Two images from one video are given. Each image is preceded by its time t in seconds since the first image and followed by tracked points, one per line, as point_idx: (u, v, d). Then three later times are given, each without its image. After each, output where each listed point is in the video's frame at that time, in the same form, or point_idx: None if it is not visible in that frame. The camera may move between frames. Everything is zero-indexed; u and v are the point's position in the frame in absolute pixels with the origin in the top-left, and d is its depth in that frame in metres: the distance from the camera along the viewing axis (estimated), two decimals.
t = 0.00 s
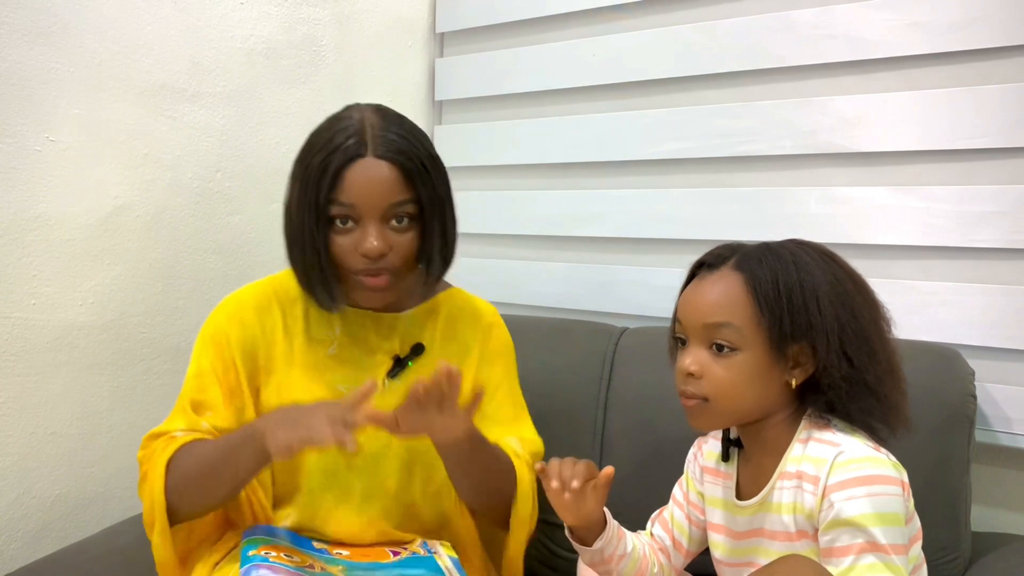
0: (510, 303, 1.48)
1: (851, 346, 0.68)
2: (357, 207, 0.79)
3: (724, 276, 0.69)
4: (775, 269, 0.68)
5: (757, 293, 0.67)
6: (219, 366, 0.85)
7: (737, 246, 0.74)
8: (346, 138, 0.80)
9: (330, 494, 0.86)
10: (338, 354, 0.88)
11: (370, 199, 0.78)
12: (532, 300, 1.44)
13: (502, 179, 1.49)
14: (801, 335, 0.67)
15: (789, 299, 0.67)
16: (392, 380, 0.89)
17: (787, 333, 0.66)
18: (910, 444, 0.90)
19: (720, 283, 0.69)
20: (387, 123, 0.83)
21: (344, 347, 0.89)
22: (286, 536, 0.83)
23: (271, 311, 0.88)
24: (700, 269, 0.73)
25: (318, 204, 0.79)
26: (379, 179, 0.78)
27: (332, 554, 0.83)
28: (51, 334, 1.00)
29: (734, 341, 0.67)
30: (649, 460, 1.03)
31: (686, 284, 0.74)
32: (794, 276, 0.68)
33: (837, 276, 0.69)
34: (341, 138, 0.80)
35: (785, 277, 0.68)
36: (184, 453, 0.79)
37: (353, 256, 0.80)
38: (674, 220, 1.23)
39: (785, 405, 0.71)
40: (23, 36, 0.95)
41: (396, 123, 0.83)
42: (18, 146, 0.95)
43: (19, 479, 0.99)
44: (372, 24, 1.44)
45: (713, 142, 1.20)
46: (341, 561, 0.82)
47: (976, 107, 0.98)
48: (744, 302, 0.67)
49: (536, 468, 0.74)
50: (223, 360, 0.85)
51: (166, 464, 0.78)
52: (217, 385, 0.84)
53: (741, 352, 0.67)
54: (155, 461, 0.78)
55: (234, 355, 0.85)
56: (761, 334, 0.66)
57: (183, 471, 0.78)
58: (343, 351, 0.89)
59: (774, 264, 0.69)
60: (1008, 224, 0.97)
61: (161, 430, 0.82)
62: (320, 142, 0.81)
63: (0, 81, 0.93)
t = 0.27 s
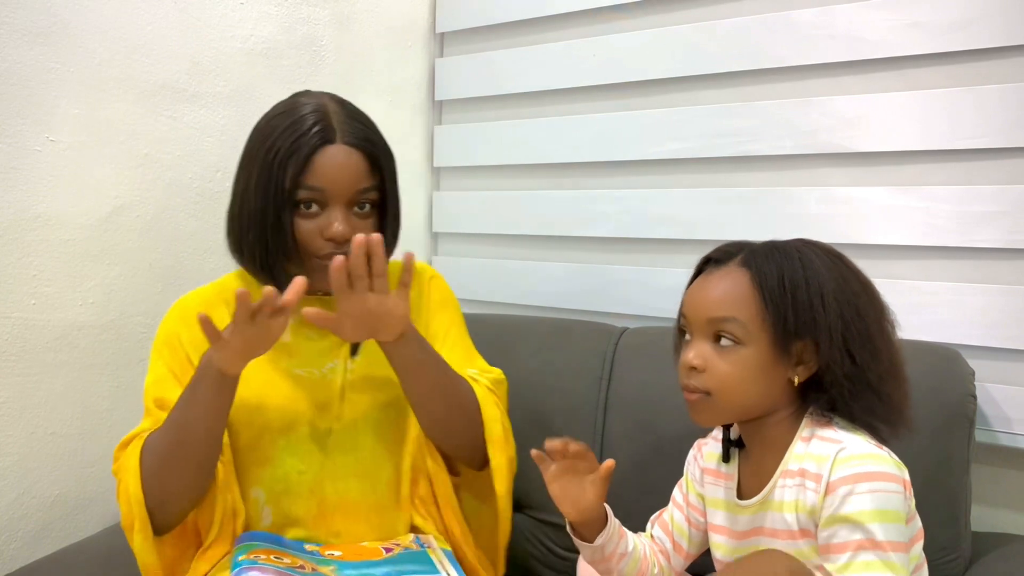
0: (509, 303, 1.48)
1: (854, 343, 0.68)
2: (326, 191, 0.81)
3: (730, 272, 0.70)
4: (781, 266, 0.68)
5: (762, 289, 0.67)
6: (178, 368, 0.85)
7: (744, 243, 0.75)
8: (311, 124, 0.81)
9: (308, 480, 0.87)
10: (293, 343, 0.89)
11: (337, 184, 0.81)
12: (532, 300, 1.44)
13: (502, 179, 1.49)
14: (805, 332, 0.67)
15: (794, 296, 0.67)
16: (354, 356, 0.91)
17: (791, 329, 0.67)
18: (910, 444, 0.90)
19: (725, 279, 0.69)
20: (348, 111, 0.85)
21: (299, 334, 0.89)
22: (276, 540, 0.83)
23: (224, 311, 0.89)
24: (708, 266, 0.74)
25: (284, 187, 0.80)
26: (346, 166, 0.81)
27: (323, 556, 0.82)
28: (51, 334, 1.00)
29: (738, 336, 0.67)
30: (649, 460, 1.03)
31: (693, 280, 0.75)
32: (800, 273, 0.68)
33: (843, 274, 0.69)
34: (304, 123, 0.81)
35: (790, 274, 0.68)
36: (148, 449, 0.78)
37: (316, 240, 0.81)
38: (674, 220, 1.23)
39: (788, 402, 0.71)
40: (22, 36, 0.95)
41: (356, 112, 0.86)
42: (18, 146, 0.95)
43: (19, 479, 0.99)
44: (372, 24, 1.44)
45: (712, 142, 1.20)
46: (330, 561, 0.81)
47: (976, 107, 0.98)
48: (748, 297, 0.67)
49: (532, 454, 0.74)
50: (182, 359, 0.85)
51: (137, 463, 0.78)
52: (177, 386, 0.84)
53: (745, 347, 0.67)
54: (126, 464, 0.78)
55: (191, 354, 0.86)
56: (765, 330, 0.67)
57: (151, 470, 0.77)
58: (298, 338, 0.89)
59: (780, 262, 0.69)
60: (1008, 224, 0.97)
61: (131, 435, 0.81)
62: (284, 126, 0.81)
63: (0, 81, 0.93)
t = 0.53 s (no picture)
0: (509, 303, 1.48)
1: (850, 344, 0.67)
2: (294, 202, 0.80)
3: (728, 275, 0.70)
4: (778, 268, 0.68)
5: (758, 291, 0.68)
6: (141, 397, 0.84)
7: (745, 244, 0.75)
8: (279, 134, 0.81)
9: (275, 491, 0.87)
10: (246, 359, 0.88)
11: (307, 196, 0.80)
12: (532, 300, 1.44)
13: (502, 179, 1.49)
14: (802, 334, 0.67)
15: (789, 298, 0.67)
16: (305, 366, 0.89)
17: (788, 331, 0.66)
18: (909, 444, 0.90)
19: (723, 281, 0.69)
20: (312, 123, 0.85)
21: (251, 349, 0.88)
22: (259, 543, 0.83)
23: (174, 337, 0.87)
24: (709, 268, 0.74)
25: (252, 197, 0.79)
26: (316, 178, 0.81)
27: (307, 553, 0.83)
28: (51, 334, 1.00)
29: (735, 339, 0.67)
30: (649, 460, 1.03)
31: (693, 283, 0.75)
32: (796, 275, 0.68)
33: (840, 275, 0.69)
34: (271, 133, 0.80)
35: (786, 276, 0.68)
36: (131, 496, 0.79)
37: (284, 251, 0.81)
38: (674, 220, 1.23)
39: (789, 403, 0.71)
40: (22, 36, 0.94)
41: (320, 124, 0.86)
42: (18, 146, 0.95)
43: (19, 479, 0.99)
44: (372, 24, 1.44)
45: (712, 142, 1.20)
46: (314, 557, 0.82)
47: (976, 107, 0.98)
48: (745, 299, 0.67)
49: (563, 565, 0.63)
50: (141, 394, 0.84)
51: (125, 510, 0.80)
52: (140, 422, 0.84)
53: (742, 349, 0.67)
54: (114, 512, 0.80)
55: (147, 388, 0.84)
56: (762, 332, 0.67)
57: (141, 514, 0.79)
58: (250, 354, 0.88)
59: (777, 264, 0.69)
60: (1008, 224, 0.97)
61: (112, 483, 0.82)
62: (250, 135, 0.80)
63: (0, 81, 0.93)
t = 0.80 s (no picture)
0: (509, 303, 1.48)
1: (843, 348, 0.67)
2: (282, 224, 0.80)
3: (723, 276, 0.70)
4: (772, 271, 0.68)
5: (752, 294, 0.68)
6: (123, 428, 0.85)
7: (742, 246, 0.75)
8: (267, 155, 0.80)
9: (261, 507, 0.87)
10: (226, 381, 0.88)
11: (295, 218, 0.81)
12: (531, 300, 1.44)
13: (502, 179, 1.49)
14: (795, 337, 0.67)
15: (784, 301, 0.67)
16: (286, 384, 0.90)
17: (782, 334, 0.67)
18: (909, 444, 0.90)
19: (719, 283, 0.69)
20: (299, 143, 0.85)
21: (231, 370, 0.89)
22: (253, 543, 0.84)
23: (151, 363, 0.87)
24: (705, 268, 0.74)
25: (239, 219, 0.78)
26: (304, 201, 0.81)
27: (302, 552, 0.83)
28: (51, 334, 1.00)
29: (730, 341, 0.67)
30: (648, 461, 1.03)
31: (689, 284, 0.75)
32: (790, 278, 0.68)
33: (834, 279, 0.69)
34: (259, 155, 0.80)
35: (781, 279, 0.68)
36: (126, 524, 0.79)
37: (268, 272, 0.80)
38: (674, 220, 1.23)
39: (782, 403, 0.71)
40: (22, 36, 0.95)
41: (306, 144, 0.86)
42: (18, 146, 0.95)
43: (19, 479, 0.99)
44: (372, 24, 1.44)
45: (712, 142, 1.20)
46: (310, 556, 0.82)
47: (977, 107, 0.98)
48: (740, 302, 0.68)
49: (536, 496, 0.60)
50: (122, 423, 0.84)
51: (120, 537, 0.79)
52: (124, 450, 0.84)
53: (736, 351, 0.67)
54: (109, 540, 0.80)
55: (127, 416, 0.84)
56: (757, 334, 0.67)
57: (138, 540, 0.79)
58: (231, 375, 0.89)
59: (772, 267, 0.69)
60: (1008, 223, 0.97)
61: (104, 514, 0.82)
62: (237, 155, 0.79)
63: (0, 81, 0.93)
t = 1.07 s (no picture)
0: (509, 303, 1.48)
1: (845, 351, 0.68)
2: (285, 224, 0.80)
3: (726, 276, 0.70)
4: (776, 272, 0.69)
5: (755, 294, 0.68)
6: (125, 428, 0.85)
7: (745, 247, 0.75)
8: (270, 156, 0.80)
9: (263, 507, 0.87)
10: (227, 381, 0.89)
11: (298, 218, 0.81)
12: (532, 300, 1.44)
13: (502, 179, 1.49)
14: (796, 338, 0.67)
15: (786, 302, 0.67)
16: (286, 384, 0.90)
17: (783, 334, 0.67)
18: (909, 444, 0.90)
19: (721, 282, 0.70)
20: (301, 144, 0.86)
21: (232, 370, 0.89)
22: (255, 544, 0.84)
23: (153, 363, 0.87)
24: (707, 267, 0.74)
25: (242, 219, 0.78)
26: (308, 202, 0.81)
27: (304, 553, 0.83)
28: (51, 334, 1.00)
29: (731, 340, 0.67)
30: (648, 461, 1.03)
31: (692, 282, 0.75)
32: (793, 280, 0.68)
33: (837, 282, 0.69)
34: (262, 155, 0.80)
35: (784, 280, 0.68)
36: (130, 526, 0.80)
37: (271, 273, 0.81)
38: (674, 220, 1.23)
39: (781, 404, 0.71)
40: (22, 36, 0.94)
41: (309, 145, 0.86)
42: (18, 146, 0.95)
43: (19, 479, 0.99)
44: (372, 24, 1.44)
45: (712, 142, 1.20)
46: (312, 557, 0.82)
47: (977, 107, 0.98)
48: (743, 301, 0.68)
49: (629, 433, 0.62)
50: (125, 424, 0.85)
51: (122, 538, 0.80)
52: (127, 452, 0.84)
53: (737, 350, 0.67)
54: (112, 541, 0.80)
55: (129, 417, 0.85)
56: (757, 334, 0.67)
57: (142, 540, 0.79)
58: (231, 375, 0.89)
59: (775, 268, 0.69)
60: (1009, 223, 0.97)
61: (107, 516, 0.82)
62: (240, 156, 0.79)
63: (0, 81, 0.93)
